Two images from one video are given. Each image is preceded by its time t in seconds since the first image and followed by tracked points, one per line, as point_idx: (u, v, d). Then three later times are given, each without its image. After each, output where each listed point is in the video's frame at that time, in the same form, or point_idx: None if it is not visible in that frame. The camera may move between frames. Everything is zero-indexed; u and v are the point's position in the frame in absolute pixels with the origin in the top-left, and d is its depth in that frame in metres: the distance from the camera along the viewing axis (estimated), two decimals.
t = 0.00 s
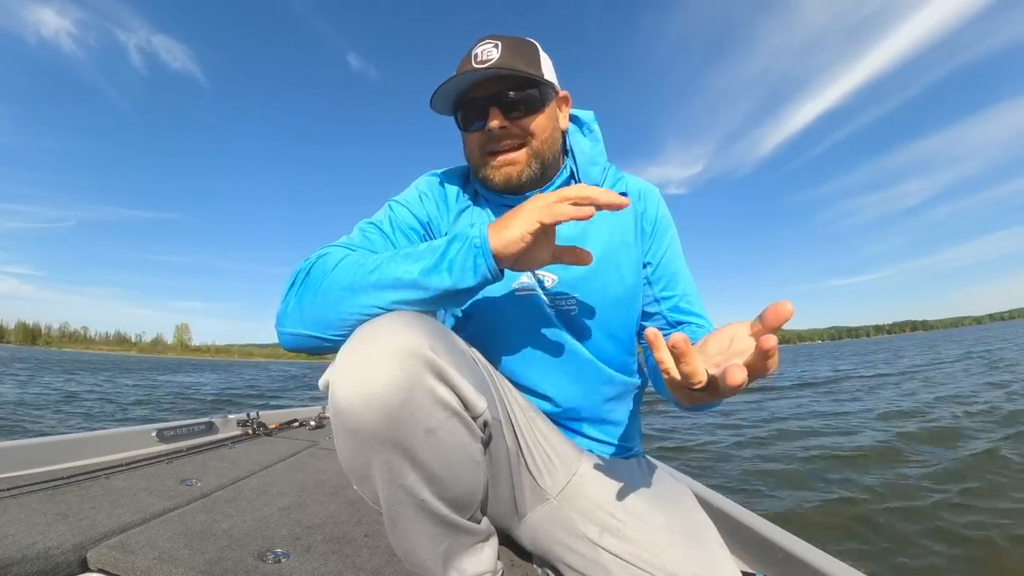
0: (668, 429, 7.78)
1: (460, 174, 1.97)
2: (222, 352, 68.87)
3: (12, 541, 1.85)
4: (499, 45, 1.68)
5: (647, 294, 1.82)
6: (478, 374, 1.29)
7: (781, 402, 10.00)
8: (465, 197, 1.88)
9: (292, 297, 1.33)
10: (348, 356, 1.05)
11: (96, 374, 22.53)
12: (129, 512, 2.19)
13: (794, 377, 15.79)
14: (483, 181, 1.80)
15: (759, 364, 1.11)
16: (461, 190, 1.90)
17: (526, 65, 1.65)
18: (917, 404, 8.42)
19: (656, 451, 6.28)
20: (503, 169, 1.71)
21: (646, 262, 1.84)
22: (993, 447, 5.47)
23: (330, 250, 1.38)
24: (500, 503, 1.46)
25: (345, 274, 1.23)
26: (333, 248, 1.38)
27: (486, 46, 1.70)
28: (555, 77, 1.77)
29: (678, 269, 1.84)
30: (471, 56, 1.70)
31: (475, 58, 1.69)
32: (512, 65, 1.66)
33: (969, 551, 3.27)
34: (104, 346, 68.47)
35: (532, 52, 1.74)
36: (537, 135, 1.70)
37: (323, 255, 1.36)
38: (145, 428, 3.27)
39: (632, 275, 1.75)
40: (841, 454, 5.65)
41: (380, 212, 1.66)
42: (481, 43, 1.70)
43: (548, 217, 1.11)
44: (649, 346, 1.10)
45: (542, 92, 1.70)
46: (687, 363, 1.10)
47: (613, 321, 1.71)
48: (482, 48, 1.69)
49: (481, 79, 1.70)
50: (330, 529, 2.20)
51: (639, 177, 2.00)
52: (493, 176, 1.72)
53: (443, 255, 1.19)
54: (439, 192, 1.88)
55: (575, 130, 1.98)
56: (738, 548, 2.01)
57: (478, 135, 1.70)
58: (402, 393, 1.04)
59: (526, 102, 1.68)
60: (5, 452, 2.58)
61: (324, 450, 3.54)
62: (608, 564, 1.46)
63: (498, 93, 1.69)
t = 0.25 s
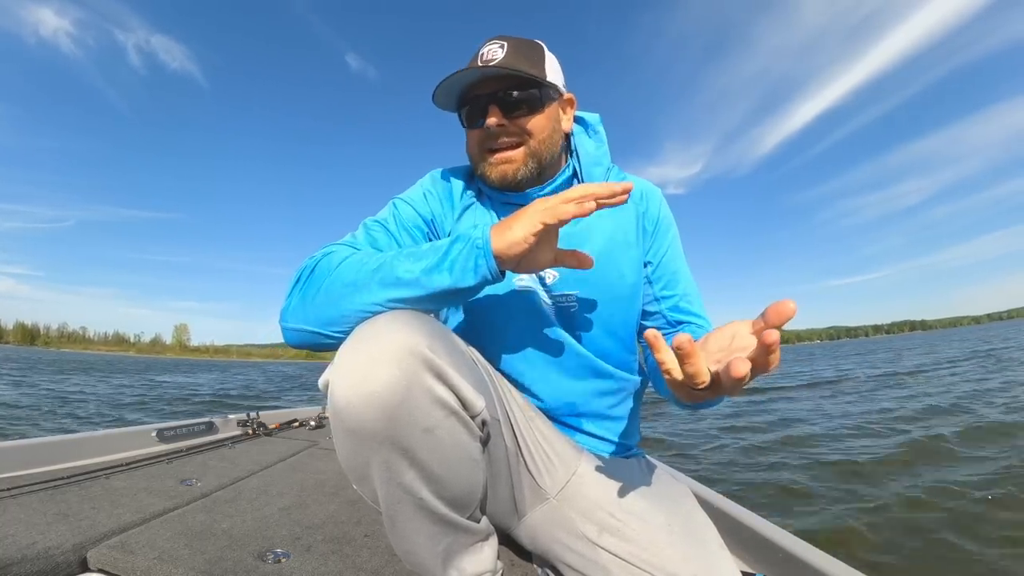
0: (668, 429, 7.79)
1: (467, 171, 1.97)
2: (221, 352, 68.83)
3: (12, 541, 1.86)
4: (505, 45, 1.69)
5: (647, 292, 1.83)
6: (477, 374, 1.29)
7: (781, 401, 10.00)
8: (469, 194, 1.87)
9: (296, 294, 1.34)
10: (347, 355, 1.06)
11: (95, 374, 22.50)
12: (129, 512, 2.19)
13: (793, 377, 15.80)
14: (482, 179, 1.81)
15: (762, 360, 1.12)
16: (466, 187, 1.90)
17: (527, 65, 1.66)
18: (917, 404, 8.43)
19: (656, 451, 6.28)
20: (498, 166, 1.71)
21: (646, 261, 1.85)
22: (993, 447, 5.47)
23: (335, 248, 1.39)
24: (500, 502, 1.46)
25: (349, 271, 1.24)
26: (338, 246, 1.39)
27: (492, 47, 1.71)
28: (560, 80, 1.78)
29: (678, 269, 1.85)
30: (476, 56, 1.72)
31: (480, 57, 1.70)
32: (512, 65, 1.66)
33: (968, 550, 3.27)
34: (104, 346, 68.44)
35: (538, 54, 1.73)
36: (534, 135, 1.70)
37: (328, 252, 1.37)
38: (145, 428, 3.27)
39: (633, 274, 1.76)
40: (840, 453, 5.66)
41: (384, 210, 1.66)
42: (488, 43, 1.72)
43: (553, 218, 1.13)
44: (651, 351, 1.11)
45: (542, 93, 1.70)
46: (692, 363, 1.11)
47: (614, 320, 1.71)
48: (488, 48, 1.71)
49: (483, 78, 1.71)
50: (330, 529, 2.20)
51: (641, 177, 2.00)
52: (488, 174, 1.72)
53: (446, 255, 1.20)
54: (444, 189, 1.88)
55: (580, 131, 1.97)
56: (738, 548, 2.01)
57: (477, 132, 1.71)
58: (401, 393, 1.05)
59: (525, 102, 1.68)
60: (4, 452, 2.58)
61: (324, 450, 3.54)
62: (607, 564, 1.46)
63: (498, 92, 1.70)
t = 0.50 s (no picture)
0: (668, 429, 7.79)
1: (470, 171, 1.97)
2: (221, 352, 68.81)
3: (12, 541, 1.85)
4: (511, 45, 1.68)
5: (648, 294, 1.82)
6: (478, 373, 1.29)
7: (781, 402, 10.00)
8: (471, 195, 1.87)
9: (299, 292, 1.34)
10: (350, 353, 1.06)
11: (95, 374, 22.49)
12: (129, 512, 2.19)
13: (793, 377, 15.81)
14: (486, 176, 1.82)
15: (770, 372, 1.13)
16: (469, 187, 1.90)
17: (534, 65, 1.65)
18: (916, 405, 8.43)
19: (655, 451, 6.28)
20: (504, 163, 1.71)
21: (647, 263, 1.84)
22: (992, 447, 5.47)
23: (339, 247, 1.39)
24: (500, 502, 1.46)
25: (352, 270, 1.24)
26: (343, 245, 1.40)
27: (499, 46, 1.70)
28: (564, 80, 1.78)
29: (679, 270, 1.85)
30: (482, 55, 1.71)
31: (486, 57, 1.70)
32: (520, 64, 1.66)
33: (968, 550, 3.27)
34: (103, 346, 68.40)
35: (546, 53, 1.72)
36: (541, 134, 1.71)
37: (332, 251, 1.37)
38: (145, 428, 3.27)
39: (634, 275, 1.76)
40: (840, 454, 5.66)
41: (387, 209, 1.66)
42: (494, 43, 1.71)
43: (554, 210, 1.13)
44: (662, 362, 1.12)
45: (549, 93, 1.70)
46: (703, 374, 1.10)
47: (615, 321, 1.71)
48: (494, 48, 1.70)
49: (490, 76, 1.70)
50: (330, 529, 2.20)
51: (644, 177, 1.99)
52: (494, 171, 1.73)
53: (449, 253, 1.20)
54: (446, 189, 1.88)
55: (580, 131, 1.98)
56: (738, 549, 2.01)
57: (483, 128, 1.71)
58: (403, 390, 1.05)
59: (532, 101, 1.68)
60: (4, 452, 2.57)
61: (324, 450, 3.54)
62: (608, 564, 1.46)
63: (505, 90, 1.69)
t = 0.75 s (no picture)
0: (668, 429, 7.79)
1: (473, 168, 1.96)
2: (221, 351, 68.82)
3: (12, 541, 1.85)
4: (532, 43, 1.65)
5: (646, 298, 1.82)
6: (477, 372, 1.29)
7: (781, 402, 10.01)
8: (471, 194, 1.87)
9: (298, 287, 1.34)
10: (349, 352, 1.06)
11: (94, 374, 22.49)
12: (129, 512, 2.19)
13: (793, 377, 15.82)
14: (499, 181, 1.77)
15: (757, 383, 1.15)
16: (469, 184, 1.90)
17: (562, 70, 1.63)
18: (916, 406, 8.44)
19: (655, 451, 6.29)
20: (528, 171, 1.68)
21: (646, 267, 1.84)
22: (992, 448, 5.47)
23: (338, 242, 1.39)
24: (500, 501, 1.47)
25: (353, 268, 1.24)
26: (342, 241, 1.39)
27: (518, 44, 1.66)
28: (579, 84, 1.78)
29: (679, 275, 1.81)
30: (501, 52, 1.66)
31: (505, 54, 1.66)
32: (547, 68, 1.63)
33: (968, 551, 3.27)
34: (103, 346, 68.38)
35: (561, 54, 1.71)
36: (565, 143, 1.69)
37: (332, 247, 1.37)
38: (145, 428, 3.27)
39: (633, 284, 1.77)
40: (840, 455, 5.67)
41: (388, 206, 1.67)
42: (512, 40, 1.67)
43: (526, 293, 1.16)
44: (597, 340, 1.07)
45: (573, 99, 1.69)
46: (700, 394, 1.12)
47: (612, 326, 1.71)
48: (513, 44, 1.66)
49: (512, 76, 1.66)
50: (330, 529, 2.20)
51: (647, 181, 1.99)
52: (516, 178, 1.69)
53: (456, 262, 1.22)
54: (447, 188, 1.89)
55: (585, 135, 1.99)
56: (738, 549, 2.01)
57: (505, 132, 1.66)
58: (402, 389, 1.05)
59: (556, 107, 1.66)
60: (4, 451, 2.57)
61: (324, 450, 3.54)
62: (608, 563, 1.47)
63: (528, 93, 1.66)
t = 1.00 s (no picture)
0: (667, 430, 7.80)
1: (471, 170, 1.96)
2: (220, 351, 68.82)
3: (12, 541, 1.85)
4: (534, 47, 1.63)
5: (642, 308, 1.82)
6: (472, 372, 1.29)
7: (781, 403, 10.01)
8: (468, 195, 1.87)
9: (290, 288, 1.34)
10: (342, 353, 1.06)
11: (94, 374, 22.48)
12: (129, 512, 2.19)
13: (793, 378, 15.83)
14: (501, 189, 1.76)
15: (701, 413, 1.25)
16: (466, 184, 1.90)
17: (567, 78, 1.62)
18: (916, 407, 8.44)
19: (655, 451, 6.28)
20: (532, 182, 1.68)
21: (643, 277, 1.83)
22: (992, 449, 5.48)
23: (330, 243, 1.38)
24: (498, 501, 1.47)
25: (345, 271, 1.24)
26: (334, 242, 1.39)
27: (520, 48, 1.64)
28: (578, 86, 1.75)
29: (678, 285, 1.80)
30: (502, 56, 1.63)
31: (507, 59, 1.63)
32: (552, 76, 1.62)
33: (968, 550, 3.27)
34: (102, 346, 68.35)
35: (565, 58, 1.70)
36: (570, 153, 1.69)
37: (324, 248, 1.36)
38: (145, 428, 3.27)
39: (633, 287, 1.76)
40: (840, 455, 5.67)
41: (383, 207, 1.68)
42: (512, 43, 1.64)
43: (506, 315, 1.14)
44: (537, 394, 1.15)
45: (578, 107, 1.68)
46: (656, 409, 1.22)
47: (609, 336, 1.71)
48: (514, 48, 1.63)
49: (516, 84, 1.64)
50: (330, 529, 2.20)
51: (648, 187, 1.98)
52: (520, 189, 1.69)
53: (449, 266, 1.22)
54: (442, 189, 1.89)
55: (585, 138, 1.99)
56: (738, 549, 2.01)
57: (509, 142, 1.64)
58: (396, 389, 1.05)
59: (561, 116, 1.65)
60: (5, 452, 2.57)
61: (324, 450, 3.54)
62: (607, 563, 1.47)
63: (532, 102, 1.64)
